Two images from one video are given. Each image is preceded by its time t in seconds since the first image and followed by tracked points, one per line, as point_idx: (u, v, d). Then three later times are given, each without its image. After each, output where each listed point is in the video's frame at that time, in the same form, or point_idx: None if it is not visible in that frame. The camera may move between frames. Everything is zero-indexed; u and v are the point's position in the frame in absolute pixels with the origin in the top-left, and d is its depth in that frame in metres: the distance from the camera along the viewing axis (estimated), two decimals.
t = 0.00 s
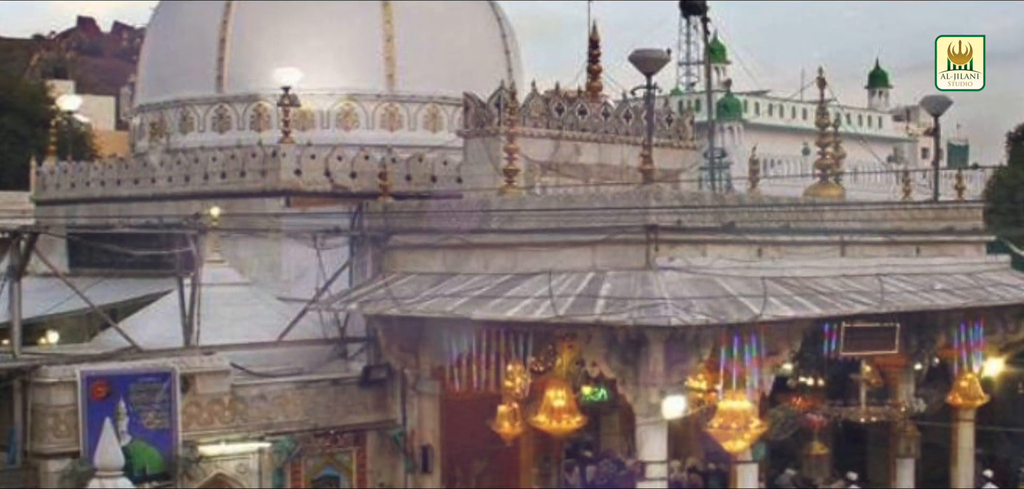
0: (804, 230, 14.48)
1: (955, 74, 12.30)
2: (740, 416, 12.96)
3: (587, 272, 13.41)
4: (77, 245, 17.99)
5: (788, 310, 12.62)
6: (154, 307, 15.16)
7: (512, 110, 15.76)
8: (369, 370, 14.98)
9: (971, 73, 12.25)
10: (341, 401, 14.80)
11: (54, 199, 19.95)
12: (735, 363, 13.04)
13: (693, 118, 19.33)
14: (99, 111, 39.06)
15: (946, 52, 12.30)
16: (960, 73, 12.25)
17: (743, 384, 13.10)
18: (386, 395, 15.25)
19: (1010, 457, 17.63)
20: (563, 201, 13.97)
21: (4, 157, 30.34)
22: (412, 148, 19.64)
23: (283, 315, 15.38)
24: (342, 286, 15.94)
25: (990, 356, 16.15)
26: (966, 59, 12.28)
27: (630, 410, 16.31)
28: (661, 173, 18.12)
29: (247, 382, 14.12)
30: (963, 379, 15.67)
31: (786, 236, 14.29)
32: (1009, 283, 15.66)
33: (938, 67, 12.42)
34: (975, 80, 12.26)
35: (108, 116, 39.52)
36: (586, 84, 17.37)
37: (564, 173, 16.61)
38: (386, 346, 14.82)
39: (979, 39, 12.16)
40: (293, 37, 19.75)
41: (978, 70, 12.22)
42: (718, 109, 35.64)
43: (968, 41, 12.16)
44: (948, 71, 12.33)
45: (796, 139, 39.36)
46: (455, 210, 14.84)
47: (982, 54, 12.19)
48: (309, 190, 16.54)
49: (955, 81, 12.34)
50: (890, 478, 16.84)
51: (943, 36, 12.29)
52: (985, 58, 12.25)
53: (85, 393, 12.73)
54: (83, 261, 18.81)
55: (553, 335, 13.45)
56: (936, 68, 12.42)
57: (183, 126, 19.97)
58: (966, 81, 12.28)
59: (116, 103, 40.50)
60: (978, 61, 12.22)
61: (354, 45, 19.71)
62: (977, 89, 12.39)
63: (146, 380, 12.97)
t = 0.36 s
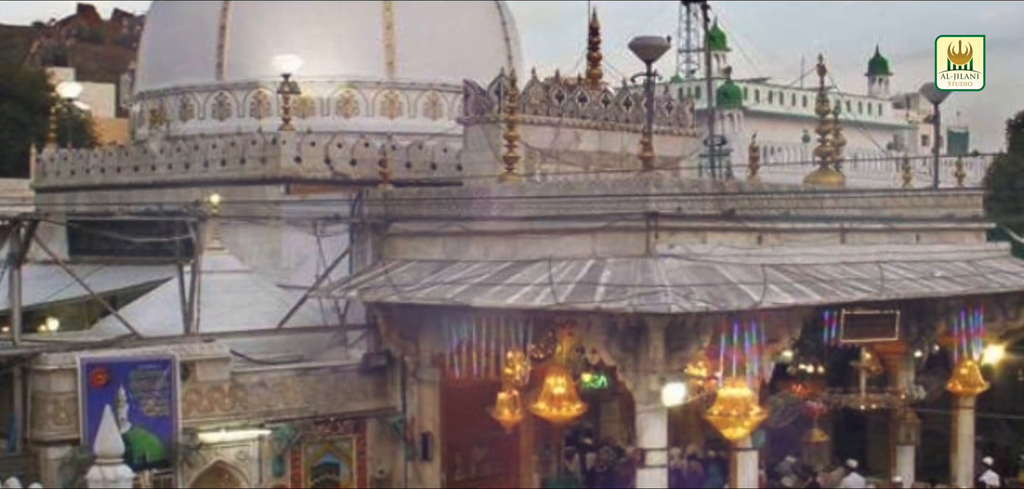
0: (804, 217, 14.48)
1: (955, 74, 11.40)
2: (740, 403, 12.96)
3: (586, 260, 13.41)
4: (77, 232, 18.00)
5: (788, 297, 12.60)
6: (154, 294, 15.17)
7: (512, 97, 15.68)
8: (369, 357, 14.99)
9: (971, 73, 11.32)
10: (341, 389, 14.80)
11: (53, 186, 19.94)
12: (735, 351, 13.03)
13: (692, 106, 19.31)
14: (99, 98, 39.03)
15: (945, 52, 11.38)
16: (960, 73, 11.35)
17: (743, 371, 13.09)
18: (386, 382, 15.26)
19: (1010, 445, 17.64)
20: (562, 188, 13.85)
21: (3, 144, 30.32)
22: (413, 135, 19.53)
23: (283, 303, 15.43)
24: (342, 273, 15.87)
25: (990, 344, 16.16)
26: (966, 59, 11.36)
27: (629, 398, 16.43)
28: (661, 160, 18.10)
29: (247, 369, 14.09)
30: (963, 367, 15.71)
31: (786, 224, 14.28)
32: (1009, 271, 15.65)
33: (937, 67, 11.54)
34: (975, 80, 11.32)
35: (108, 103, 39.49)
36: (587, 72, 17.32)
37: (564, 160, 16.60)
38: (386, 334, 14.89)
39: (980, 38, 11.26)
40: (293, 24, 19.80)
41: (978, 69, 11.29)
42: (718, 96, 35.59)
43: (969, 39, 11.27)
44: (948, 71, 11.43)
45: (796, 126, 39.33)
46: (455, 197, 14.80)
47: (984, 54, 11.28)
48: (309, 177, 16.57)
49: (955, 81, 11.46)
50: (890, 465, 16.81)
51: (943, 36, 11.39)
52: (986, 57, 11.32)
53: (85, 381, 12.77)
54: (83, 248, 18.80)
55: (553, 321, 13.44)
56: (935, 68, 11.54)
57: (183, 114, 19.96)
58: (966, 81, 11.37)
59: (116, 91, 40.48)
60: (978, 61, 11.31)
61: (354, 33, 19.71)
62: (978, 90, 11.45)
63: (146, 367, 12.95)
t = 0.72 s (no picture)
0: (804, 204, 14.45)
1: (954, 74, 12.13)
2: (740, 390, 12.96)
3: (587, 247, 13.40)
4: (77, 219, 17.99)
5: (788, 284, 12.60)
6: (154, 281, 15.17)
7: (512, 84, 15.66)
8: (368, 344, 15.05)
9: (970, 73, 12.11)
10: (341, 376, 14.79)
11: (53, 173, 19.92)
12: (735, 338, 13.02)
13: (692, 93, 19.29)
14: (99, 85, 39.00)
15: (946, 52, 12.18)
16: (960, 73, 12.13)
17: (743, 358, 13.09)
18: (386, 369, 15.24)
19: (1009, 432, 17.66)
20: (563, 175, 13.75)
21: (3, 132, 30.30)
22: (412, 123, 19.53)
23: (283, 290, 15.45)
24: (342, 261, 15.88)
25: (990, 331, 16.17)
26: (966, 59, 12.18)
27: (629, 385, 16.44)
28: (661, 148, 18.08)
29: (247, 356, 14.07)
30: (963, 354, 15.67)
31: (786, 211, 14.29)
32: (1009, 258, 15.65)
33: (937, 67, 12.30)
34: (975, 80, 12.14)
35: (108, 90, 39.47)
36: (587, 60, 17.22)
37: (564, 148, 16.59)
38: (386, 320, 14.88)
39: (979, 39, 12.13)
40: (293, 12, 19.75)
41: (978, 70, 12.10)
42: (718, 83, 35.53)
43: (969, 40, 12.12)
44: (948, 71, 12.18)
45: (796, 113, 39.28)
46: (455, 185, 14.74)
47: (982, 54, 12.13)
48: (309, 163, 16.51)
49: (955, 82, 12.17)
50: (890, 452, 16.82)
51: (943, 37, 12.20)
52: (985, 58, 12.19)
53: (85, 368, 12.75)
54: (83, 236, 18.80)
55: (554, 308, 13.30)
56: (936, 68, 12.30)
57: (183, 101, 19.94)
58: (966, 81, 12.14)
59: (117, 77, 40.44)
60: (978, 61, 12.15)
61: (354, 20, 19.69)
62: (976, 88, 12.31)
63: (146, 354, 12.95)
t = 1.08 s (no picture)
0: (804, 192, 14.44)
1: (954, 74, 11.34)
2: (740, 378, 12.92)
3: (587, 234, 13.39)
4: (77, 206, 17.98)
5: (788, 272, 12.60)
6: (154, 268, 15.16)
7: (512, 71, 15.65)
8: (369, 332, 14.95)
9: (970, 73, 11.28)
10: (341, 363, 14.78)
11: (53, 160, 19.91)
12: (734, 325, 13.04)
13: (692, 80, 19.26)
14: (99, 72, 38.97)
15: (946, 51, 11.37)
16: (960, 73, 11.30)
17: (743, 346, 13.09)
18: (386, 357, 15.20)
19: (1009, 419, 17.66)
20: (562, 162, 13.82)
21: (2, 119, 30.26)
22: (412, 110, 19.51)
23: (283, 277, 15.42)
24: (342, 248, 15.85)
25: (990, 318, 16.10)
26: (966, 59, 11.34)
27: (629, 372, 16.49)
28: (661, 135, 18.07)
29: (247, 344, 14.04)
30: (963, 342, 15.64)
31: (786, 199, 14.27)
32: (1009, 245, 15.64)
33: (937, 67, 11.47)
34: (974, 80, 11.33)
35: (108, 78, 39.42)
36: (587, 47, 17.29)
37: (564, 135, 16.57)
38: (386, 307, 14.86)
39: (980, 38, 11.27)
40: None
41: (978, 70, 11.28)
42: (717, 70, 35.46)
43: (969, 39, 11.28)
44: (948, 71, 11.36)
45: (796, 101, 39.21)
46: (455, 172, 14.75)
47: (983, 55, 11.27)
48: (309, 150, 16.51)
49: (955, 81, 11.38)
50: (890, 439, 16.78)
51: (943, 36, 11.41)
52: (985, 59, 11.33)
53: (84, 356, 12.76)
54: (83, 223, 18.78)
55: (553, 296, 13.41)
56: (935, 68, 11.48)
57: (183, 88, 19.92)
58: (966, 81, 11.35)
59: (117, 65, 40.40)
60: (978, 61, 11.30)
61: (355, 8, 19.71)
62: (976, 88, 11.55)
63: (146, 341, 12.96)
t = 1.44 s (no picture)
0: (804, 179, 14.45)
1: (955, 74, 13.03)
2: (740, 365, 12.99)
3: (586, 222, 13.38)
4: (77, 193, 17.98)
5: (788, 259, 12.60)
6: (154, 255, 15.17)
7: (512, 58, 15.63)
8: (369, 318, 15.03)
9: (970, 73, 12.97)
10: (341, 350, 14.80)
11: (53, 147, 19.91)
12: (734, 311, 13.00)
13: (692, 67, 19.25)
14: (99, 59, 38.96)
15: (947, 53, 12.97)
16: (960, 72, 12.98)
17: (743, 333, 13.08)
18: (386, 344, 15.24)
19: (1009, 407, 17.68)
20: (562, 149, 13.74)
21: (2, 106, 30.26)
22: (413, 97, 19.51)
23: (283, 265, 15.46)
24: (342, 236, 15.89)
25: (990, 305, 16.24)
26: (966, 60, 12.98)
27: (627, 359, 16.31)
28: (661, 122, 18.06)
29: (247, 331, 14.05)
30: (963, 328, 15.72)
31: (786, 185, 14.27)
32: (1010, 233, 15.64)
33: (939, 67, 13.14)
34: (974, 80, 12.99)
35: (108, 65, 39.43)
36: (587, 34, 17.27)
37: (564, 122, 16.57)
38: (386, 294, 14.88)
39: (978, 41, 12.82)
40: None
41: (977, 70, 12.95)
42: (718, 57, 35.45)
43: (968, 41, 12.83)
44: (949, 71, 13.06)
45: (796, 88, 39.19)
46: (455, 159, 14.74)
47: (982, 55, 12.88)
48: (309, 138, 16.48)
49: (955, 81, 13.06)
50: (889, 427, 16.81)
51: (944, 38, 12.99)
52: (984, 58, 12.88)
53: (85, 342, 12.75)
54: (83, 210, 18.78)
55: (554, 283, 13.48)
56: (937, 68, 13.15)
57: (183, 75, 19.91)
58: (966, 81, 13.01)
59: (117, 52, 40.36)
60: (978, 62, 12.93)
61: None
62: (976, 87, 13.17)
63: (146, 328, 13.01)
